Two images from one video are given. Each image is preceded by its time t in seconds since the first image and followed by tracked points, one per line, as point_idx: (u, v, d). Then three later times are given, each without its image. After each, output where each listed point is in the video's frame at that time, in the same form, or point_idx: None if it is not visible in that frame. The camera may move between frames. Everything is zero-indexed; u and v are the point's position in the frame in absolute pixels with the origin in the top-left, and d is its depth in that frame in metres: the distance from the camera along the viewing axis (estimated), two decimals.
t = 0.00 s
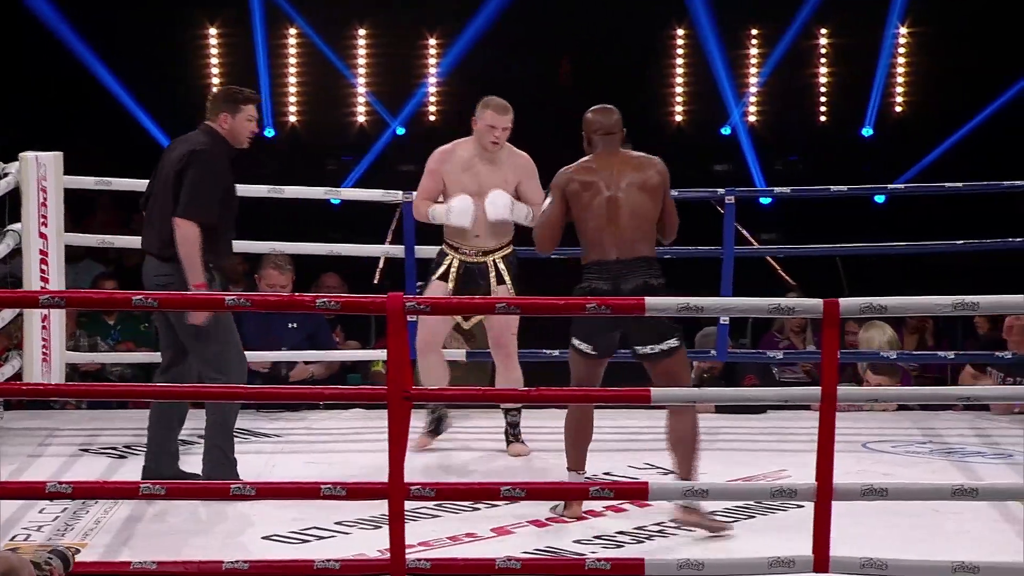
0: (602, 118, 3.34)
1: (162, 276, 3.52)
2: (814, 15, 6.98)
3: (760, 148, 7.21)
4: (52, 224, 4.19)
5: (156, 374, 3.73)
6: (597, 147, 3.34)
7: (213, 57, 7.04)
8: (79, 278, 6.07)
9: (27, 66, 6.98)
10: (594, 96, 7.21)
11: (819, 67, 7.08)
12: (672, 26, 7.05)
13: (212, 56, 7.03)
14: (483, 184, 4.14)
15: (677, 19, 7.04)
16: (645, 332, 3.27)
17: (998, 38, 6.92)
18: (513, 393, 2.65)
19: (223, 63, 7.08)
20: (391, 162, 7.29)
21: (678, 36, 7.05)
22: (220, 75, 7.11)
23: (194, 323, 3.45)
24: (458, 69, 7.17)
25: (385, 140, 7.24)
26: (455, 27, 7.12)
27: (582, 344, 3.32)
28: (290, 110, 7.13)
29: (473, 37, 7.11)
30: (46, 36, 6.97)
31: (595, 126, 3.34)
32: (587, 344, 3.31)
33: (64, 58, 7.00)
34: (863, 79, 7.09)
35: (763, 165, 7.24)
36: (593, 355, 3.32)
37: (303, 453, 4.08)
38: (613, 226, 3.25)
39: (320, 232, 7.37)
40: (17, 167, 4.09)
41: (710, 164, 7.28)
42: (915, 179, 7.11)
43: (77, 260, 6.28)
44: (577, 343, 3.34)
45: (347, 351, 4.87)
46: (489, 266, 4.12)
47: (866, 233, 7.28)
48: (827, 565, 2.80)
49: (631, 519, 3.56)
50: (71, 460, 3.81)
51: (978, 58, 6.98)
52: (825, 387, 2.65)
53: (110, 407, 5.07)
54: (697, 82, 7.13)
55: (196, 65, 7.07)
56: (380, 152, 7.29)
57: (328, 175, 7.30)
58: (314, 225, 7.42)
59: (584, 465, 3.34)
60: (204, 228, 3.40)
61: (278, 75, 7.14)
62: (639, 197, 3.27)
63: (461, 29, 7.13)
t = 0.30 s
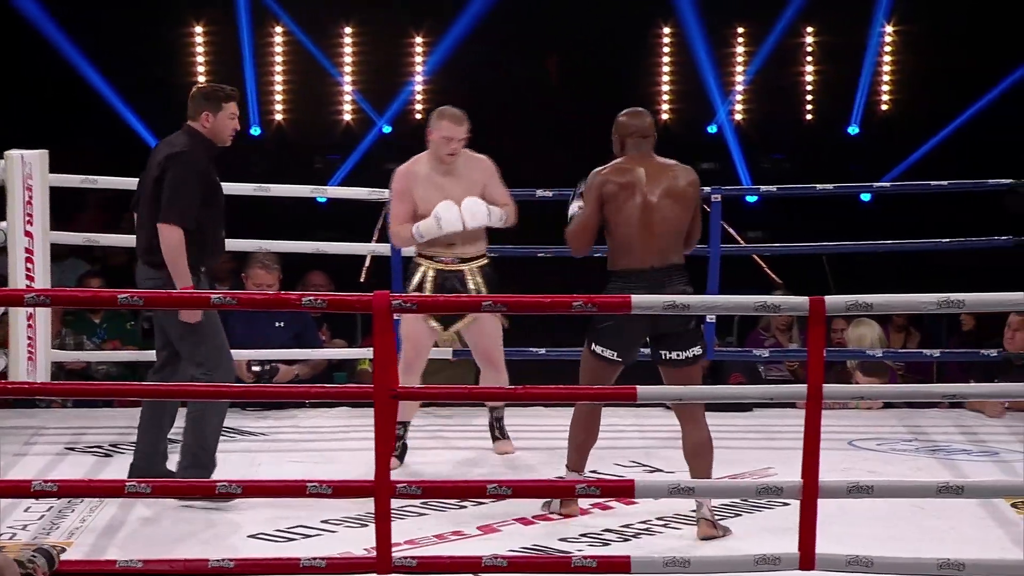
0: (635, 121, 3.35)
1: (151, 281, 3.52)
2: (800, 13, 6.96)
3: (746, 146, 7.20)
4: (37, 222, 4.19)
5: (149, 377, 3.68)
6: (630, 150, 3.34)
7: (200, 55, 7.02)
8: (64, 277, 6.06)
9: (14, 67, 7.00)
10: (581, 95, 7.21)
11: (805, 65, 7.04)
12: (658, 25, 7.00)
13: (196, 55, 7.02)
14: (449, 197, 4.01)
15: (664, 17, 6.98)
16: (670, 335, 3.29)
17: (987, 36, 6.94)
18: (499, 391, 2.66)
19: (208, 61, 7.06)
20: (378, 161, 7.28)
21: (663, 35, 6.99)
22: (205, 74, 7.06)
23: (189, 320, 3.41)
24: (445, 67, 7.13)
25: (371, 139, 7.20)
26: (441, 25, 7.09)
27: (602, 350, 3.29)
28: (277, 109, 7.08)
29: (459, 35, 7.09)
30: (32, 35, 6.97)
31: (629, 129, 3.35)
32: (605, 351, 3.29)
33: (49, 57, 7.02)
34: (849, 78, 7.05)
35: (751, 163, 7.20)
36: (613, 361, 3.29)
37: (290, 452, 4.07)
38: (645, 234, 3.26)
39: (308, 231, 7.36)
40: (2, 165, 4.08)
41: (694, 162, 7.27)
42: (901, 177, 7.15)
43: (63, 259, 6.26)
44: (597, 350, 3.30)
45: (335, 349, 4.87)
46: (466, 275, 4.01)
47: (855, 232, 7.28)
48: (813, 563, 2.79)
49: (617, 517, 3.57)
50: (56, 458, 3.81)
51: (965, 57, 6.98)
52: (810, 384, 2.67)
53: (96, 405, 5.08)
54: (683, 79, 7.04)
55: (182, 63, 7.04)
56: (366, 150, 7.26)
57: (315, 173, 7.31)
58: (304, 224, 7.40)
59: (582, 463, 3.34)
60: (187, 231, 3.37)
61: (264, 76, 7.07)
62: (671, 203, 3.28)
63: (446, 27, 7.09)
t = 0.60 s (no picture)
0: (613, 117, 3.38)
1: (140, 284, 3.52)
2: (787, 12, 6.98)
3: (733, 144, 7.19)
4: (23, 220, 4.17)
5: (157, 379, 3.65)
6: (612, 146, 3.36)
7: (186, 55, 7.01)
8: (51, 275, 6.06)
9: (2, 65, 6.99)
10: (569, 95, 7.20)
11: (792, 64, 7.04)
12: (646, 24, 7.04)
13: (183, 54, 7.01)
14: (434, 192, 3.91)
15: (651, 15, 7.01)
16: (660, 332, 3.27)
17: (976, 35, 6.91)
18: (486, 390, 2.65)
19: (196, 61, 7.05)
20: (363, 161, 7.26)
21: (651, 33, 7.04)
22: (193, 72, 7.05)
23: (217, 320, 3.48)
24: (435, 65, 7.11)
25: (359, 138, 7.20)
26: (430, 23, 7.07)
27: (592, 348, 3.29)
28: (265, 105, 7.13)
29: (447, 33, 7.07)
30: (18, 34, 6.95)
31: (608, 125, 3.37)
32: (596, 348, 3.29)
33: (37, 56, 6.99)
34: (836, 76, 7.07)
35: (736, 162, 7.20)
36: (604, 358, 3.29)
37: (277, 451, 4.07)
38: (637, 230, 3.25)
39: (299, 229, 7.35)
40: None
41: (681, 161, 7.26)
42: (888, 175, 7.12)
43: (50, 258, 6.26)
44: (589, 347, 3.30)
45: (324, 347, 4.87)
46: (455, 277, 3.93)
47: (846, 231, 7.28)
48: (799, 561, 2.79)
49: (605, 515, 3.56)
50: (44, 457, 3.80)
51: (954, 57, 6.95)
52: (797, 382, 2.65)
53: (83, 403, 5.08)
54: (670, 78, 7.10)
55: (171, 62, 7.03)
56: (354, 148, 7.25)
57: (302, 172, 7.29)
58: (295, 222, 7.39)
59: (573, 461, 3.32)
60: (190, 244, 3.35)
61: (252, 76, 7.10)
62: (659, 197, 3.29)
63: (434, 26, 7.08)
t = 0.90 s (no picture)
0: (604, 116, 3.38)
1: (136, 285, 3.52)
2: (780, 11, 6.99)
3: (727, 145, 7.17)
4: (17, 220, 4.19)
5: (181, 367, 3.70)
6: (604, 144, 3.36)
7: (180, 55, 7.04)
8: (46, 275, 6.06)
9: None
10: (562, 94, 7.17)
11: (787, 64, 7.06)
12: (639, 24, 7.05)
13: (177, 53, 7.04)
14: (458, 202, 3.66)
15: (645, 15, 7.02)
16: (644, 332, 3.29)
17: (967, 35, 6.92)
18: (479, 390, 2.66)
19: (189, 61, 7.08)
20: (356, 161, 7.20)
21: (645, 33, 7.05)
22: (188, 72, 7.07)
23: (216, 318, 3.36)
24: (428, 65, 7.14)
25: (353, 138, 7.20)
26: (425, 23, 7.08)
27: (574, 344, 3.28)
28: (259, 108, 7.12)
29: (440, 33, 7.08)
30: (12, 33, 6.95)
31: (599, 124, 3.37)
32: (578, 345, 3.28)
33: (31, 55, 6.98)
34: (830, 76, 7.08)
35: (732, 162, 7.14)
36: (587, 355, 3.28)
37: (272, 451, 4.07)
38: (627, 227, 3.26)
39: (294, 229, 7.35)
40: None
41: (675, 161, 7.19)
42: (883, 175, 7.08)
43: (44, 258, 6.25)
44: (570, 343, 3.29)
45: (319, 348, 4.87)
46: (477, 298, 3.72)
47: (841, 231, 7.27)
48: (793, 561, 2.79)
49: (600, 516, 3.56)
50: (39, 458, 3.80)
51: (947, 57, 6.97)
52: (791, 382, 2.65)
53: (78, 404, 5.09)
54: (664, 77, 7.11)
55: (165, 62, 7.04)
56: (348, 149, 7.20)
57: (296, 172, 7.28)
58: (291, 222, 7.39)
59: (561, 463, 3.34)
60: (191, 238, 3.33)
61: (247, 73, 7.15)
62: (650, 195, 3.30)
63: (429, 26, 7.09)
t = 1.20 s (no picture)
0: (627, 119, 3.37)
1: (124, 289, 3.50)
2: (771, 15, 6.98)
3: (717, 149, 7.18)
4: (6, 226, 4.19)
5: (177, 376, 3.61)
6: (628, 147, 3.35)
7: (169, 60, 7.03)
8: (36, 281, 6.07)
9: None
10: (555, 99, 7.20)
11: (777, 68, 7.05)
12: (630, 28, 7.04)
13: (167, 59, 7.02)
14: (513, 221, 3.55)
15: (635, 19, 7.01)
16: (665, 335, 3.29)
17: (958, 38, 6.90)
18: (469, 395, 2.63)
19: (179, 66, 7.08)
20: (349, 166, 7.22)
21: (635, 37, 7.03)
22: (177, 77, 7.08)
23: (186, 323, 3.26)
24: (418, 70, 7.14)
25: (344, 142, 7.18)
26: (415, 28, 7.09)
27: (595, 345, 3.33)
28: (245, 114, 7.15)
29: (429, 39, 7.08)
30: None
31: (621, 128, 3.35)
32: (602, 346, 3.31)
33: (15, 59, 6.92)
34: (818, 82, 7.09)
35: (722, 166, 7.18)
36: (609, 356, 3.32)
37: (263, 457, 4.07)
38: (653, 231, 3.26)
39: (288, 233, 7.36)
40: None
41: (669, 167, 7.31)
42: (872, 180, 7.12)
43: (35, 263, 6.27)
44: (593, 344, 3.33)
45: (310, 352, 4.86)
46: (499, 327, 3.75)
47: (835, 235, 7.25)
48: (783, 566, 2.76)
49: (591, 521, 3.56)
50: (29, 465, 3.80)
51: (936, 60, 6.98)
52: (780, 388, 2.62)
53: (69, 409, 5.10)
54: (654, 81, 7.10)
55: (155, 66, 7.03)
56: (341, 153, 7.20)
57: (285, 177, 7.31)
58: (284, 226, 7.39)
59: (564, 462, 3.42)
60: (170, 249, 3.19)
61: (236, 77, 7.18)
62: (676, 197, 3.29)
63: (418, 31, 7.09)
